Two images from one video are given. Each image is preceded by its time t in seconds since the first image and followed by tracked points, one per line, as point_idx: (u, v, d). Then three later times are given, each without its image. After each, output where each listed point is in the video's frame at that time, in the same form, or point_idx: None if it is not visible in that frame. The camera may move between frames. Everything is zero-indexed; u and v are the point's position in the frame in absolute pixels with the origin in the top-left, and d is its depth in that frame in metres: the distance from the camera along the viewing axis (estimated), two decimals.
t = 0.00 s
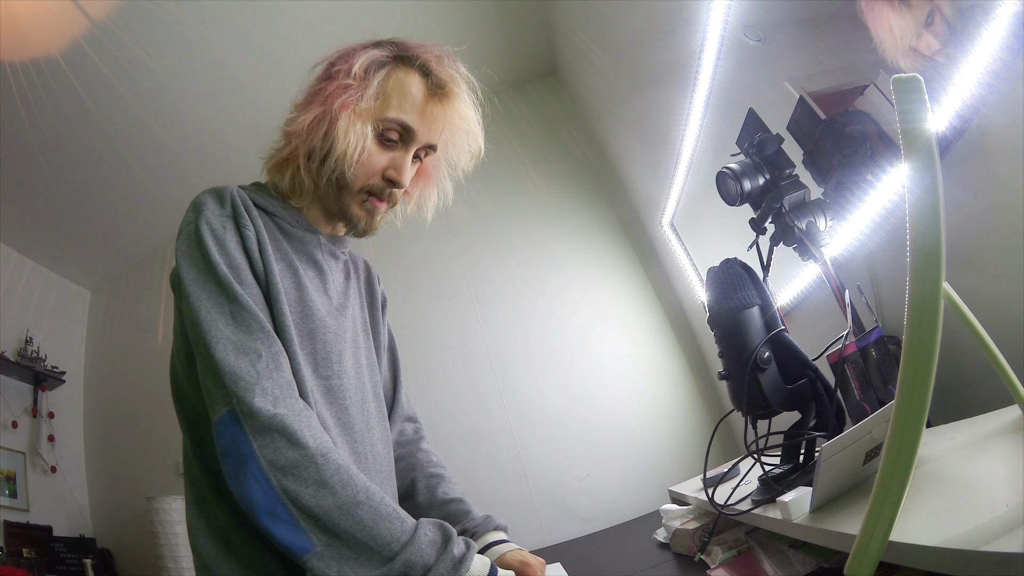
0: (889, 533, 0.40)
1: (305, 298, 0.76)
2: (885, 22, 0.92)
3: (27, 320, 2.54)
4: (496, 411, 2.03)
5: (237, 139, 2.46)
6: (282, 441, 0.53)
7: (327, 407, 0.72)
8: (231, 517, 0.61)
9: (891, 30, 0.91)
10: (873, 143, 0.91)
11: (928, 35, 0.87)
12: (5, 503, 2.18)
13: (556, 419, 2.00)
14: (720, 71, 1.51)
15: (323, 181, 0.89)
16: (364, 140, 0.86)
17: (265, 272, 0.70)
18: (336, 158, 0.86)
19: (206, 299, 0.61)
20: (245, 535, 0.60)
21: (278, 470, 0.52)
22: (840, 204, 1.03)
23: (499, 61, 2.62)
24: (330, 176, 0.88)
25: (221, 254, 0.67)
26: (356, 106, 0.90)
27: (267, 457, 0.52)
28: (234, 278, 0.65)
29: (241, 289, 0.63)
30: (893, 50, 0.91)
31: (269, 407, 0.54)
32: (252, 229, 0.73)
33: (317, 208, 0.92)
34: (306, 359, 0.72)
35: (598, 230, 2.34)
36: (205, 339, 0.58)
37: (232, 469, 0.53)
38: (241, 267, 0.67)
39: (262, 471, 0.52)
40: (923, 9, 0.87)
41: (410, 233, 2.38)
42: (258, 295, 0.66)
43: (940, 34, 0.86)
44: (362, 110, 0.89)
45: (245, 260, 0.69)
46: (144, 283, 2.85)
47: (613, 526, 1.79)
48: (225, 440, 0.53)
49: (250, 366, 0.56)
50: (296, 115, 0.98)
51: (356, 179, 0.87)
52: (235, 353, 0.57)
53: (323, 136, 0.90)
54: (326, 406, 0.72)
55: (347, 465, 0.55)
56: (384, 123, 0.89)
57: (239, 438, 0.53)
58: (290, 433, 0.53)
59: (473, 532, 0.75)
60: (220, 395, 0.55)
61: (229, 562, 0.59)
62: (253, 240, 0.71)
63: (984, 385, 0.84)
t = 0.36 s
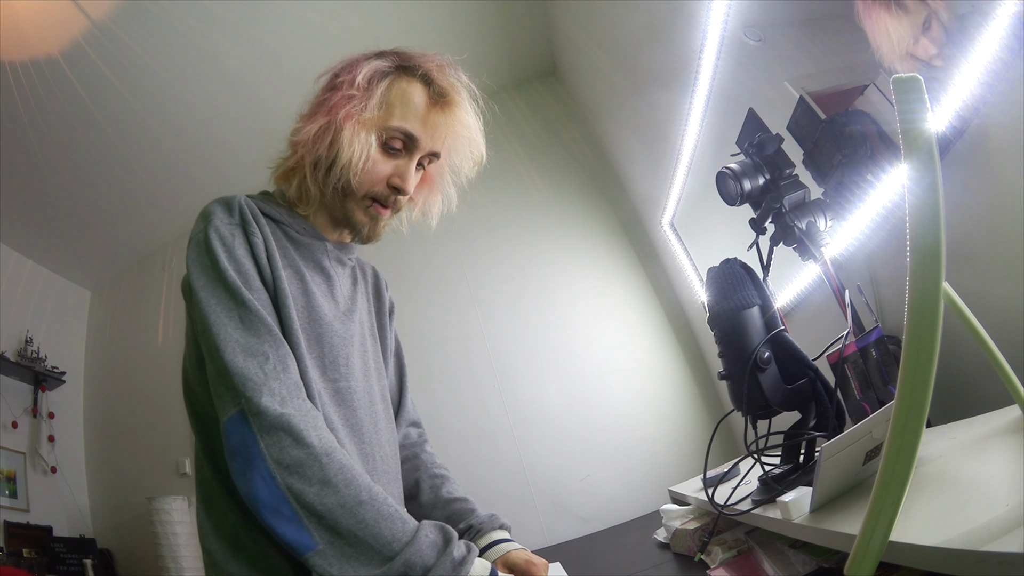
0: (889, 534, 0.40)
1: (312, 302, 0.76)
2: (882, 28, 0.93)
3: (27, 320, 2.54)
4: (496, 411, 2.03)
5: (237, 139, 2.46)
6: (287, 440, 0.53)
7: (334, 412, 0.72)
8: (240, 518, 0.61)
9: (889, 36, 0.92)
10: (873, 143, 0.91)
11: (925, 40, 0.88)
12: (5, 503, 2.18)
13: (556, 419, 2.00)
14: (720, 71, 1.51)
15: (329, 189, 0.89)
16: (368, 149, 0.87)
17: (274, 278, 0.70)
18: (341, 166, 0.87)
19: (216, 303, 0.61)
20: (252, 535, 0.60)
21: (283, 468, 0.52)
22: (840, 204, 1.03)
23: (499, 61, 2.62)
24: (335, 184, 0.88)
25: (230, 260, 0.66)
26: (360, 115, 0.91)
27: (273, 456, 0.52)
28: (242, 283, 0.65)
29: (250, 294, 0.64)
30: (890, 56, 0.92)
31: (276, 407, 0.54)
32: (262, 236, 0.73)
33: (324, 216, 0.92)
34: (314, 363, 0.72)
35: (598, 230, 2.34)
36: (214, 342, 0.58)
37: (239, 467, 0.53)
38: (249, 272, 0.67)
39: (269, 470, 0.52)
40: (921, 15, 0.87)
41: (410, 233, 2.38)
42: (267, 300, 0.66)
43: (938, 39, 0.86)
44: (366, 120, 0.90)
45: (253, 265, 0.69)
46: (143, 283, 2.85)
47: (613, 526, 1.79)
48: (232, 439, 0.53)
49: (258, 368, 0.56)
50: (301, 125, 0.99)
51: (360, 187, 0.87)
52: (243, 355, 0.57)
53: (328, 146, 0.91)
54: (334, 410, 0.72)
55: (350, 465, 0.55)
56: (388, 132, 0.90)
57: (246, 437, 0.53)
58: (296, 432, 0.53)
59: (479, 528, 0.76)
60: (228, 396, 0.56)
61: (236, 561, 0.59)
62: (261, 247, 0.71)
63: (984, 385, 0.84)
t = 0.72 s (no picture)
0: (889, 534, 0.40)
1: (320, 308, 0.76)
2: (875, 38, 0.95)
3: (27, 320, 2.54)
4: (496, 411, 2.03)
5: (237, 139, 2.46)
6: (271, 448, 0.51)
7: (340, 419, 0.71)
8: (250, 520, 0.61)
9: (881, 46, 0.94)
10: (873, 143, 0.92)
11: (916, 46, 0.90)
12: (5, 503, 2.17)
13: (557, 418, 2.00)
14: (720, 71, 1.51)
15: (344, 193, 0.89)
16: (382, 155, 0.87)
17: (281, 288, 0.70)
18: (355, 171, 0.87)
19: (218, 314, 0.62)
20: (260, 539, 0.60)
21: (268, 477, 0.51)
22: (840, 204, 1.03)
23: (499, 61, 2.62)
24: (350, 189, 0.88)
25: (236, 270, 0.67)
26: (374, 123, 0.91)
27: (258, 464, 0.51)
28: (245, 293, 0.65)
29: (251, 304, 0.64)
30: (883, 63, 0.94)
31: (261, 417, 0.53)
32: (271, 246, 0.73)
33: (336, 219, 0.92)
34: (320, 368, 0.72)
35: (598, 230, 2.34)
36: (215, 353, 0.59)
37: (237, 474, 0.53)
38: (253, 281, 0.67)
39: (256, 479, 0.51)
40: (910, 23, 0.90)
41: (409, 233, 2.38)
42: (270, 310, 0.66)
43: (929, 45, 0.88)
44: (380, 128, 0.91)
45: (258, 273, 0.69)
46: (143, 283, 2.85)
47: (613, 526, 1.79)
48: (228, 448, 0.54)
49: (250, 379, 0.56)
50: (315, 134, 1.00)
51: (374, 192, 0.87)
52: (238, 367, 0.57)
53: (343, 152, 0.91)
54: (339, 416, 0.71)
55: (332, 470, 0.52)
56: (400, 139, 0.90)
57: (238, 446, 0.53)
58: (278, 440, 0.51)
59: (483, 533, 0.76)
60: (224, 406, 0.56)
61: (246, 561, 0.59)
62: (270, 257, 0.71)
63: (984, 385, 0.85)
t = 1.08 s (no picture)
0: (889, 534, 0.40)
1: (320, 302, 0.76)
2: (863, 36, 0.98)
3: (26, 320, 2.54)
4: (496, 411, 2.03)
5: (237, 139, 2.46)
6: (242, 434, 0.52)
7: (339, 414, 0.70)
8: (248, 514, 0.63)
9: (869, 44, 0.97)
10: (873, 143, 0.92)
11: (904, 42, 0.92)
12: (6, 503, 2.17)
13: (557, 418, 2.00)
14: (720, 71, 1.51)
15: (346, 187, 0.90)
16: (381, 147, 0.88)
17: (280, 284, 0.70)
18: (355, 164, 0.88)
19: (211, 311, 0.63)
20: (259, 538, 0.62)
21: (240, 462, 0.51)
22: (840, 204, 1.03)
23: (500, 62, 2.62)
24: (352, 182, 0.88)
25: (235, 266, 0.67)
26: (372, 119, 0.93)
27: (233, 450, 0.52)
28: (241, 289, 0.65)
29: (243, 298, 0.64)
30: (873, 61, 0.96)
31: (233, 407, 0.54)
32: (272, 244, 0.73)
33: (342, 216, 0.92)
34: (323, 361, 0.71)
35: (598, 230, 2.34)
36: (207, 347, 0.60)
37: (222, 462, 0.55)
38: (248, 275, 0.67)
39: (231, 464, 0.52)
40: (895, 19, 0.92)
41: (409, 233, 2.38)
42: (263, 307, 0.66)
43: (915, 41, 0.90)
44: (379, 124, 0.92)
45: (255, 267, 0.69)
46: (143, 283, 2.85)
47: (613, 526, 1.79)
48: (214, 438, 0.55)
49: (231, 371, 0.57)
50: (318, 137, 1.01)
51: (374, 184, 0.87)
52: (222, 360, 0.58)
53: (344, 148, 0.93)
54: (339, 410, 0.70)
55: (300, 450, 0.52)
56: (397, 132, 0.91)
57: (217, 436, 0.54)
58: (249, 426, 0.52)
59: (477, 514, 0.77)
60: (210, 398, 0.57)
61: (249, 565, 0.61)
62: (270, 254, 0.71)
63: (984, 385, 0.85)
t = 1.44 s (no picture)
0: (889, 534, 0.39)
1: (330, 293, 0.75)
2: (858, 29, 0.99)
3: (26, 320, 2.54)
4: (496, 411, 2.03)
5: (238, 139, 2.47)
6: (265, 419, 0.52)
7: (351, 402, 0.69)
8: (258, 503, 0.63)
9: (865, 36, 0.97)
10: (873, 143, 0.92)
11: (899, 30, 0.92)
12: (5, 503, 2.17)
13: (557, 418, 2.00)
14: (720, 72, 1.51)
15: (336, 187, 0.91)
16: (358, 140, 0.90)
17: (291, 274, 0.70)
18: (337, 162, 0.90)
19: (227, 298, 0.63)
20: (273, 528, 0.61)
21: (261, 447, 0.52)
22: (840, 204, 1.03)
23: (499, 63, 2.63)
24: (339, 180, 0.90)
25: (248, 255, 0.67)
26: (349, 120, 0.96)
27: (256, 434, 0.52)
28: (254, 277, 0.66)
29: (257, 286, 0.64)
30: (872, 53, 0.96)
31: (258, 390, 0.54)
32: (282, 236, 0.73)
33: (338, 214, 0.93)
34: (335, 348, 0.71)
35: (598, 230, 2.34)
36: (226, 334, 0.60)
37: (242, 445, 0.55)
38: (262, 265, 0.68)
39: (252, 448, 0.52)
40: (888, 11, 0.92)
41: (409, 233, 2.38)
42: (276, 296, 0.67)
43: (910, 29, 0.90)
44: (359, 121, 0.95)
45: (268, 259, 0.70)
46: (143, 283, 2.85)
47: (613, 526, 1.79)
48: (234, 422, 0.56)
49: (253, 355, 0.57)
50: (312, 149, 1.06)
51: (357, 174, 0.88)
52: (241, 344, 0.58)
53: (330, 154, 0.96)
54: (351, 399, 0.69)
55: (320, 439, 0.53)
56: (372, 124, 0.93)
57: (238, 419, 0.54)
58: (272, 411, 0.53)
59: (472, 500, 0.77)
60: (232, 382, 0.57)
61: (263, 553, 0.61)
62: (281, 245, 0.71)
63: (983, 385, 0.85)
